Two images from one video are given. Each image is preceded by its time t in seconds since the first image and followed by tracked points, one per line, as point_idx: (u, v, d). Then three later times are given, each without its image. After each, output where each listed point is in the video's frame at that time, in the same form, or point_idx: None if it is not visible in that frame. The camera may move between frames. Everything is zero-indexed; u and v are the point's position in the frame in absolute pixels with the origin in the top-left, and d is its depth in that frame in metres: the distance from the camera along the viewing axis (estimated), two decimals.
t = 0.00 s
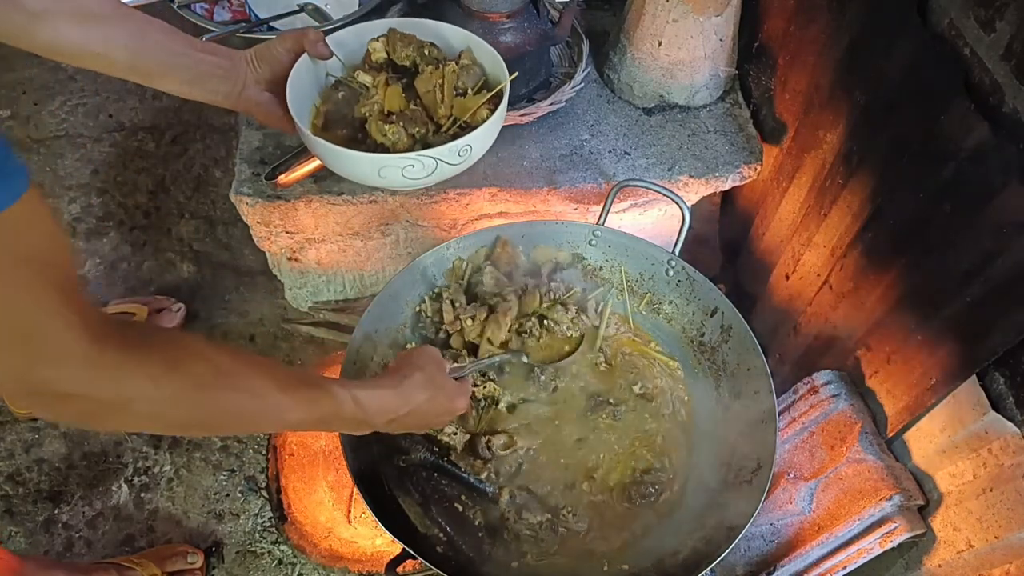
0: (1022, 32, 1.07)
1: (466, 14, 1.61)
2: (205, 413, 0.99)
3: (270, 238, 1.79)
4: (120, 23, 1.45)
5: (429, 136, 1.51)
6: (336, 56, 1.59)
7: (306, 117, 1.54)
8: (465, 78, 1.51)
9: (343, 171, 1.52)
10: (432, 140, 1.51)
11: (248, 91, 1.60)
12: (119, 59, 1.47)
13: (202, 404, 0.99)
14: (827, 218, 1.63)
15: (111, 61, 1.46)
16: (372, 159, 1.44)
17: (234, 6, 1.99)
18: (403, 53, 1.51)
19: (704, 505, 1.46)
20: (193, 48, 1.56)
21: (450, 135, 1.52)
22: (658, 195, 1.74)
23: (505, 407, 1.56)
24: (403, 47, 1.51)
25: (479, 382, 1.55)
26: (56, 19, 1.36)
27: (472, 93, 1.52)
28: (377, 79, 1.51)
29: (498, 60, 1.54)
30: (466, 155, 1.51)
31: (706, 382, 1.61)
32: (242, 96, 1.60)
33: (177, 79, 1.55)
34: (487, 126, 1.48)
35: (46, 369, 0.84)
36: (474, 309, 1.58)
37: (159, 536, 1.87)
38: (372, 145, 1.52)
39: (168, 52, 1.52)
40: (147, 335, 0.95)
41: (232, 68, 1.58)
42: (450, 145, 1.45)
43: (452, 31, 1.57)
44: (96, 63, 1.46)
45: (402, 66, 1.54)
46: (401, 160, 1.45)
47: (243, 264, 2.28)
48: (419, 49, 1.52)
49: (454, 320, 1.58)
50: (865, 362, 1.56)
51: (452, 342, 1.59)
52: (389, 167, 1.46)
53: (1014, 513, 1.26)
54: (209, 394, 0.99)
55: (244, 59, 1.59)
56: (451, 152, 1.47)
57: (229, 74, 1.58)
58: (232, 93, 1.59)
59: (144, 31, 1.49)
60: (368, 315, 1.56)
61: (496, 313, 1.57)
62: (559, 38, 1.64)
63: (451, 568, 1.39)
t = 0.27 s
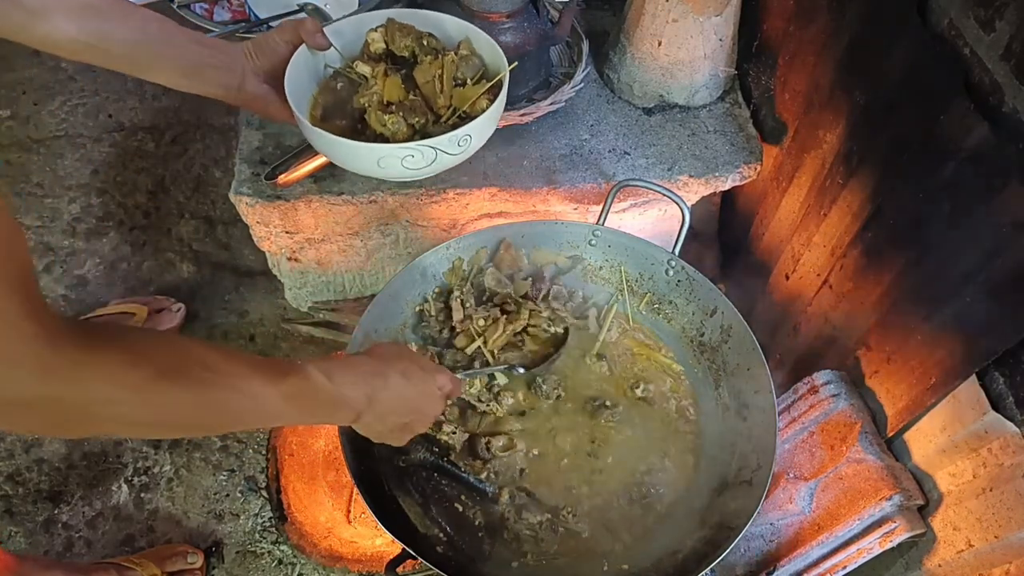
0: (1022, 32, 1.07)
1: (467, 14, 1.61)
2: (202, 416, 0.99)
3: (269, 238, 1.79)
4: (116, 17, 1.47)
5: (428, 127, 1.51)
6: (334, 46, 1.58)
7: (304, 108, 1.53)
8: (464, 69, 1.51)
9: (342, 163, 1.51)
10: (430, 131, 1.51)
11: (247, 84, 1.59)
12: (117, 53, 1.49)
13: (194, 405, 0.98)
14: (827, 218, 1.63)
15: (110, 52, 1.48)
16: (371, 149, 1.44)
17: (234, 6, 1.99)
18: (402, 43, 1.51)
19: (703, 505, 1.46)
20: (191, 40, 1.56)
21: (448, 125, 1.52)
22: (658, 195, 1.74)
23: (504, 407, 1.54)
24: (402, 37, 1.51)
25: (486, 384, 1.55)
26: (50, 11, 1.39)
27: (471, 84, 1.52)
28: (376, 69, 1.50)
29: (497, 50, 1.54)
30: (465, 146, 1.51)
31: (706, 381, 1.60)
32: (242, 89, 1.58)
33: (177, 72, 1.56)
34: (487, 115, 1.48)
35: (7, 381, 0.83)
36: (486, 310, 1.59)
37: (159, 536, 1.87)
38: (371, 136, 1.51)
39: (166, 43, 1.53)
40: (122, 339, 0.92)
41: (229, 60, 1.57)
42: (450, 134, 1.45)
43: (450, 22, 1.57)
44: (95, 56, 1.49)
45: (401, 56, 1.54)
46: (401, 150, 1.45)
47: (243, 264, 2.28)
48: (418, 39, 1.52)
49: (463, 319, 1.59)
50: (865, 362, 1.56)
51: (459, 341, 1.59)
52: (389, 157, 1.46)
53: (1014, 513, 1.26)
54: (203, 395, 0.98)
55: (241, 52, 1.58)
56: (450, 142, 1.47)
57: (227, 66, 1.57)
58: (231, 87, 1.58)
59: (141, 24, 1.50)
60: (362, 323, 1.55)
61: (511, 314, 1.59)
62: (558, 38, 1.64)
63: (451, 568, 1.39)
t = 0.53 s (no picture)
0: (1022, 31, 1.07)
1: (466, 14, 1.59)
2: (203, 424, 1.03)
3: (269, 238, 1.79)
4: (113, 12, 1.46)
5: (423, 129, 1.51)
6: (331, 46, 1.57)
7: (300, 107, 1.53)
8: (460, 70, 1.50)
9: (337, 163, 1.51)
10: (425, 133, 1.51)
11: (242, 80, 1.58)
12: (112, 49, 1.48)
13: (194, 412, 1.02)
14: (827, 218, 1.63)
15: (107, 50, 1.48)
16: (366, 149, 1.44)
17: (233, 6, 1.98)
18: (399, 44, 1.51)
19: (703, 506, 1.46)
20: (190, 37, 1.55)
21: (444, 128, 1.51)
22: (658, 195, 1.74)
23: (503, 407, 1.52)
24: (399, 38, 1.51)
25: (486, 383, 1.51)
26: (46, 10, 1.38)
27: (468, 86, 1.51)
28: (372, 70, 1.50)
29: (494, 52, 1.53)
30: (460, 149, 1.50)
31: (706, 381, 1.60)
32: (237, 85, 1.58)
33: (173, 68, 1.55)
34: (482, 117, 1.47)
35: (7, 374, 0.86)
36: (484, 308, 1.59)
37: (158, 537, 1.87)
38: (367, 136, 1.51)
39: (163, 41, 1.52)
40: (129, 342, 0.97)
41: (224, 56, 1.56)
42: (445, 137, 1.45)
43: (448, 22, 1.56)
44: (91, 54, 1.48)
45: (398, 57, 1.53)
46: (397, 150, 1.45)
47: (243, 264, 2.27)
48: (415, 40, 1.52)
49: (461, 319, 1.59)
50: (865, 362, 1.56)
51: (458, 341, 1.58)
52: (384, 158, 1.46)
53: (1013, 513, 1.26)
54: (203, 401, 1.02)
55: (237, 47, 1.57)
56: (445, 145, 1.46)
57: (223, 63, 1.56)
58: (226, 82, 1.57)
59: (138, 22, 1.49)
60: (361, 325, 1.54)
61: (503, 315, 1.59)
62: (558, 38, 1.66)
63: (451, 569, 1.39)
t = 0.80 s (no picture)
0: (1022, 31, 1.07)
1: (464, 14, 1.59)
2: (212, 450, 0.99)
3: (269, 238, 1.79)
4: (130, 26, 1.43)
5: (430, 168, 1.48)
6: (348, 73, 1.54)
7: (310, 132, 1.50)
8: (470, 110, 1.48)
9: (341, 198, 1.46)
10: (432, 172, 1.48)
11: (257, 98, 1.49)
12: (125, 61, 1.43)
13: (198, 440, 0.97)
14: (826, 217, 1.62)
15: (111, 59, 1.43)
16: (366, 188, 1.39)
17: (233, 6, 1.98)
18: (413, 78, 1.51)
19: (703, 505, 1.46)
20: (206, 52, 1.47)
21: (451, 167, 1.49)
22: (658, 194, 1.74)
23: (503, 406, 1.54)
24: (413, 72, 1.51)
25: (486, 384, 1.53)
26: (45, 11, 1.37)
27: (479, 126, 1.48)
28: (383, 104, 1.49)
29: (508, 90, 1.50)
30: (463, 191, 1.44)
31: (705, 381, 1.59)
32: (251, 103, 1.49)
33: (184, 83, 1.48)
34: (490, 160, 1.43)
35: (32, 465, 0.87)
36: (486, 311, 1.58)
37: (158, 537, 1.88)
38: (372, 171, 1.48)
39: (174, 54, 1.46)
40: (114, 386, 0.93)
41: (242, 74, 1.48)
42: (445, 181, 1.38)
43: (463, 56, 1.53)
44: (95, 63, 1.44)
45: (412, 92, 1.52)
46: (395, 193, 1.39)
47: (242, 264, 2.27)
48: (430, 75, 1.52)
49: (463, 319, 1.58)
50: (865, 361, 1.56)
51: (461, 341, 1.58)
52: (384, 199, 1.41)
53: (1013, 512, 1.26)
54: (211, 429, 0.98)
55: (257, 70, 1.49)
56: (450, 187, 1.40)
57: (238, 79, 1.48)
58: (243, 100, 1.49)
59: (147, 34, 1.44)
60: (359, 328, 1.53)
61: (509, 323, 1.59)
62: (558, 38, 1.64)
63: (451, 569, 1.40)
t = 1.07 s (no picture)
0: (1022, 31, 1.07)
1: (465, 14, 1.58)
2: (174, 393, 0.99)
3: (269, 238, 1.79)
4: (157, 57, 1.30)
5: (461, 222, 1.21)
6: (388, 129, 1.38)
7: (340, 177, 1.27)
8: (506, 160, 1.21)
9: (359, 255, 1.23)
10: (465, 228, 1.21)
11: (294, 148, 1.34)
12: (141, 89, 1.30)
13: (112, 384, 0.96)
14: (826, 217, 1.62)
15: (115, 79, 1.29)
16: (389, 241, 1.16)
17: (232, 6, 1.98)
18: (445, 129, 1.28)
19: (703, 505, 1.46)
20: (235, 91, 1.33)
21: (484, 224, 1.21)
22: (658, 195, 1.74)
23: (504, 406, 1.57)
24: (447, 120, 1.28)
25: (487, 383, 1.57)
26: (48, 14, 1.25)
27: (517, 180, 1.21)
28: (417, 153, 1.25)
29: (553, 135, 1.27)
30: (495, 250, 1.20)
31: (705, 381, 1.59)
32: (280, 152, 1.35)
33: (196, 113, 1.32)
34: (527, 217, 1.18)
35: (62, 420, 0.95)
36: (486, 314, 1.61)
37: (158, 537, 1.87)
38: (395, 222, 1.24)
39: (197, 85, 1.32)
40: (94, 352, 0.95)
41: (274, 123, 1.34)
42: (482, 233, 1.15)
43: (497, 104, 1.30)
44: (90, 73, 1.29)
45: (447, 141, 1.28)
46: (427, 243, 1.15)
47: (242, 264, 2.27)
48: (464, 123, 1.28)
49: (464, 320, 1.59)
50: (865, 361, 1.56)
51: (462, 342, 1.59)
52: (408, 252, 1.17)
53: (1014, 512, 1.26)
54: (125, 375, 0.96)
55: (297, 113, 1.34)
56: (478, 246, 1.16)
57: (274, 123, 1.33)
58: (270, 144, 1.35)
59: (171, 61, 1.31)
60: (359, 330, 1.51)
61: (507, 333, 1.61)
62: (558, 37, 1.64)
63: (451, 570, 1.40)
